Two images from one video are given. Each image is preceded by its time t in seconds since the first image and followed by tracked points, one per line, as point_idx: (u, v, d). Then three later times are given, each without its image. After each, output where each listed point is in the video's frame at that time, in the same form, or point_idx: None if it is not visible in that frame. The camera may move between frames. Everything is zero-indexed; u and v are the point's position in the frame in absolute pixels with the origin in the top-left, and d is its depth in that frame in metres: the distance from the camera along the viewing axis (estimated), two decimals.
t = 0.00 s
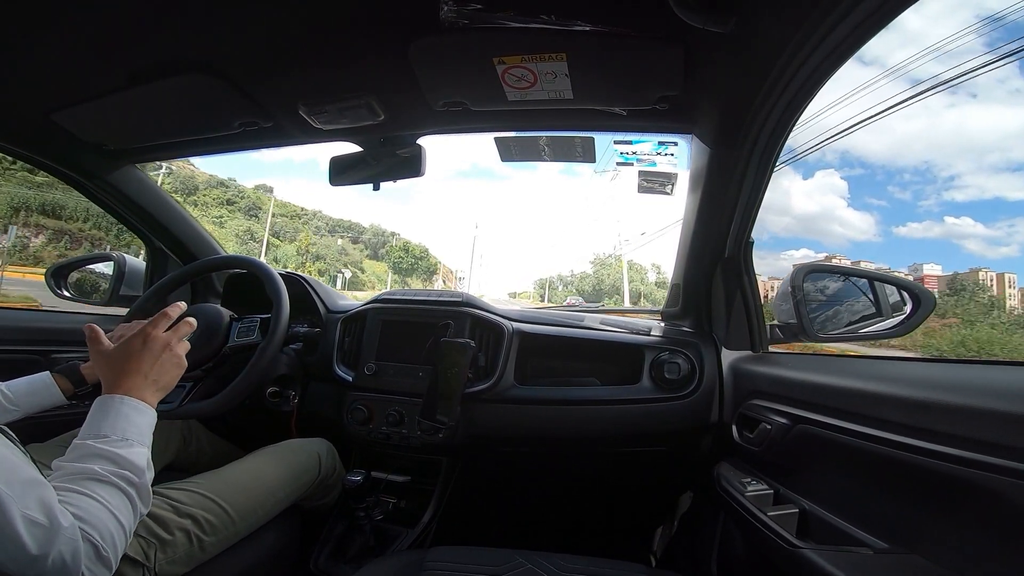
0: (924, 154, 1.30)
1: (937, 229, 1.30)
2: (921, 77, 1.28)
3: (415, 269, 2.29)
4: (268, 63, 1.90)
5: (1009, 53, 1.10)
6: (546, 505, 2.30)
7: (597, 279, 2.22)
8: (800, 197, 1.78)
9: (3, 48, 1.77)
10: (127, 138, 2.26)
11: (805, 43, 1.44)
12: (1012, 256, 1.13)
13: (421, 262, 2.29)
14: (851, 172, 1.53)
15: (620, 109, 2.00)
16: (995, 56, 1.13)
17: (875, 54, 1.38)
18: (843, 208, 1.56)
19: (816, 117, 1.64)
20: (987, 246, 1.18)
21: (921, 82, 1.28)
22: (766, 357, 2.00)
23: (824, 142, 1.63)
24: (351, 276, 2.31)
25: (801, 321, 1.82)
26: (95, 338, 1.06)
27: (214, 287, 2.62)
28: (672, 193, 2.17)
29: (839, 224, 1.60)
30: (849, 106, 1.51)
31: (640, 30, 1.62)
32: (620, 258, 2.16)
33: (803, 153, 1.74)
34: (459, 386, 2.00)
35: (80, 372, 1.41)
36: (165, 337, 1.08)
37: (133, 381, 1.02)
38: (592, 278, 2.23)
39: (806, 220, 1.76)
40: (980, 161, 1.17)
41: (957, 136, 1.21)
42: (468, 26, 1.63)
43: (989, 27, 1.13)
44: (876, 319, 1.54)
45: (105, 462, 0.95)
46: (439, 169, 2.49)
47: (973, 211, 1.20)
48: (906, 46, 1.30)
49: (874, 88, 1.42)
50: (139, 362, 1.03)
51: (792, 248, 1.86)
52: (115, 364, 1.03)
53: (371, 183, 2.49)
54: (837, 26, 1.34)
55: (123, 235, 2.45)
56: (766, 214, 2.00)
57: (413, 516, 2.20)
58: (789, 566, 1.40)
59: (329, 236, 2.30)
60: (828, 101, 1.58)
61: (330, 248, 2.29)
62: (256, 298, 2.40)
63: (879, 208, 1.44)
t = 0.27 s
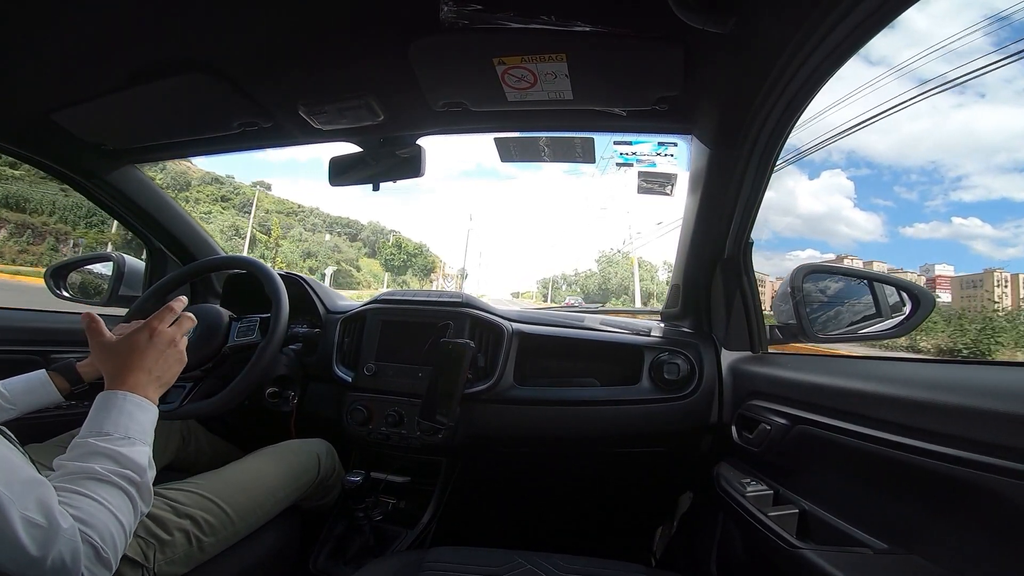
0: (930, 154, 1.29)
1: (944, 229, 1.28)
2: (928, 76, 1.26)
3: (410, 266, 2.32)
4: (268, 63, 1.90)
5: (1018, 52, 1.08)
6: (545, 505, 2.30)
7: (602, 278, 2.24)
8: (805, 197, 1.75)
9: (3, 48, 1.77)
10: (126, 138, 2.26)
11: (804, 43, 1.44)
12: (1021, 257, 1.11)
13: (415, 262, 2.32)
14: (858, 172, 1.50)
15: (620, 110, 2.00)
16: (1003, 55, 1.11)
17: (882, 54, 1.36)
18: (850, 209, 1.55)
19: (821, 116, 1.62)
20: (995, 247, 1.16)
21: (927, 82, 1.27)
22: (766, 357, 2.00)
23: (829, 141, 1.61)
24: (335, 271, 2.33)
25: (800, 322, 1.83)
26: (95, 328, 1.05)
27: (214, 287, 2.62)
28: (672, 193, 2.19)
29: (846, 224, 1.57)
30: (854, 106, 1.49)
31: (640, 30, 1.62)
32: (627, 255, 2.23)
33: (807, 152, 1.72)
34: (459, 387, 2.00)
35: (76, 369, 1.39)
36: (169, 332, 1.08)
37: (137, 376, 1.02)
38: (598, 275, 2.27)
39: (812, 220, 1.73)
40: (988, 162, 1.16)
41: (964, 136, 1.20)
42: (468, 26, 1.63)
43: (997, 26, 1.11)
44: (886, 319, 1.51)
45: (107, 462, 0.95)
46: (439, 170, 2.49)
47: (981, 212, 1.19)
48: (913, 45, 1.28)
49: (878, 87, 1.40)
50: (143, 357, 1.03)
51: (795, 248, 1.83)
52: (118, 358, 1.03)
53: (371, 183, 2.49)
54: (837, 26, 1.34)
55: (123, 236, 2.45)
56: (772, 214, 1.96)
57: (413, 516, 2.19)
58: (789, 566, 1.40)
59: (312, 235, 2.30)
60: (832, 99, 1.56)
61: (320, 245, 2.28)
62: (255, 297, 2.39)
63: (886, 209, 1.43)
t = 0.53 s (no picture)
0: (939, 154, 1.27)
1: (953, 230, 1.26)
2: (936, 75, 1.24)
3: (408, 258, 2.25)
4: (267, 63, 1.90)
5: None
6: (544, 505, 2.30)
7: (612, 276, 2.23)
8: (812, 197, 1.70)
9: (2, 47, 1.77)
10: (126, 137, 2.26)
11: (804, 44, 1.44)
12: None
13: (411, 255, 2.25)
14: (864, 172, 1.47)
15: (620, 110, 2.00)
16: (1012, 54, 1.09)
17: (888, 53, 1.34)
18: (856, 209, 1.52)
19: (827, 113, 1.59)
20: (1003, 247, 1.14)
21: (935, 80, 1.25)
22: (766, 357, 2.00)
23: (837, 139, 1.57)
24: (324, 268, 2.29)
25: (799, 322, 1.83)
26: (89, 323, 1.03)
27: (212, 287, 2.62)
28: (671, 193, 2.19)
29: (855, 225, 1.53)
30: (862, 104, 1.46)
31: (640, 30, 1.62)
32: (637, 253, 2.24)
33: (813, 151, 1.68)
34: (457, 387, 2.00)
35: (73, 369, 1.39)
36: (164, 328, 1.07)
37: (133, 372, 1.01)
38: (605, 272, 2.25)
39: (818, 221, 1.68)
40: (997, 161, 1.14)
41: (973, 135, 1.18)
42: (467, 26, 1.63)
43: (1006, 25, 1.10)
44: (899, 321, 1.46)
45: (105, 461, 0.95)
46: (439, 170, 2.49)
47: (990, 212, 1.17)
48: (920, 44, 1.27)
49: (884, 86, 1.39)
50: (139, 354, 1.02)
51: (800, 248, 1.80)
52: (114, 355, 1.01)
53: (371, 183, 2.49)
54: (836, 27, 1.34)
55: (123, 236, 2.44)
56: (778, 214, 1.91)
57: (412, 517, 2.19)
58: (789, 566, 1.40)
59: (300, 229, 2.24)
60: (837, 97, 1.54)
61: (311, 240, 2.24)
62: (254, 296, 2.39)
63: (893, 209, 1.40)
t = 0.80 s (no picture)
0: (947, 152, 1.25)
1: (961, 229, 1.24)
2: (945, 73, 1.23)
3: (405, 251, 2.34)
4: (267, 63, 1.90)
5: None
6: (543, 505, 2.30)
7: (623, 275, 2.27)
8: (817, 195, 1.67)
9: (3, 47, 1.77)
10: (126, 138, 2.26)
11: (804, 45, 1.44)
12: None
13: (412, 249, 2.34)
14: (872, 170, 1.45)
15: (620, 111, 2.00)
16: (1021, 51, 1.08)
17: (895, 51, 1.33)
18: (864, 208, 1.49)
19: (832, 109, 1.57)
20: (1014, 246, 1.13)
21: (944, 79, 1.24)
22: (765, 359, 2.00)
23: (845, 136, 1.54)
24: (313, 265, 2.34)
25: (799, 323, 1.83)
26: (78, 319, 1.01)
27: (212, 287, 2.61)
28: (671, 194, 2.19)
29: (864, 224, 1.51)
30: (869, 102, 1.44)
31: (640, 31, 1.62)
32: (648, 249, 2.28)
33: (820, 148, 1.65)
34: (455, 389, 2.01)
35: (75, 370, 1.40)
36: (156, 323, 1.06)
37: (125, 368, 1.01)
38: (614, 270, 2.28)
39: (825, 220, 1.64)
40: (1007, 160, 1.12)
41: (982, 134, 1.16)
42: (468, 27, 1.63)
43: (1016, 23, 1.08)
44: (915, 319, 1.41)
45: (100, 461, 0.95)
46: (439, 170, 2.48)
47: (1000, 211, 1.15)
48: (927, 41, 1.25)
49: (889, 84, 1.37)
50: (131, 349, 1.02)
51: (796, 249, 1.81)
52: (105, 351, 1.01)
53: (371, 183, 2.47)
54: (836, 28, 1.34)
55: (123, 237, 2.44)
56: (783, 212, 1.87)
57: (411, 517, 2.19)
58: (788, 567, 1.40)
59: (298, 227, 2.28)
60: (842, 93, 1.52)
61: (299, 236, 2.27)
62: (253, 296, 2.39)
63: (902, 208, 1.38)
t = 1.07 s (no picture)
0: (958, 149, 1.22)
1: (973, 227, 1.22)
2: (957, 72, 1.19)
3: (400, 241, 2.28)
4: (268, 63, 1.90)
5: None
6: (543, 506, 2.30)
7: (636, 270, 2.34)
8: (825, 193, 1.65)
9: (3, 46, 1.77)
10: (127, 137, 2.26)
11: (805, 45, 1.44)
12: None
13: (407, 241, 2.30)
14: (882, 168, 1.43)
15: (620, 111, 2.00)
16: None
17: (902, 48, 1.30)
18: (873, 205, 1.47)
19: (840, 104, 1.53)
20: None
21: (955, 76, 1.20)
22: (765, 358, 2.00)
23: (853, 133, 1.50)
24: (299, 262, 2.30)
25: (799, 324, 1.83)
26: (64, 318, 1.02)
27: (212, 287, 2.62)
28: (671, 195, 2.21)
29: (875, 222, 1.48)
30: (876, 99, 1.41)
31: (641, 31, 1.62)
32: (663, 245, 2.33)
33: (828, 145, 1.62)
34: (455, 388, 1.99)
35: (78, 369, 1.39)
36: (146, 320, 1.07)
37: (119, 366, 1.01)
38: (626, 266, 2.35)
39: (833, 218, 1.62)
40: (1016, 157, 1.09)
41: (992, 132, 1.13)
42: (469, 27, 1.63)
43: None
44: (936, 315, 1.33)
45: (94, 458, 0.95)
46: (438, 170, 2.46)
47: (1010, 209, 1.12)
48: (935, 34, 1.21)
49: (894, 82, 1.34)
50: (123, 347, 1.02)
51: (795, 245, 1.84)
52: (96, 350, 1.00)
53: (371, 183, 2.48)
54: (838, 29, 1.34)
55: (124, 237, 2.47)
56: (790, 209, 1.84)
57: (410, 517, 2.19)
58: (787, 567, 1.40)
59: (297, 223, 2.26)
60: (847, 89, 1.49)
61: (288, 232, 2.24)
62: (254, 296, 2.39)
63: (912, 206, 1.36)
